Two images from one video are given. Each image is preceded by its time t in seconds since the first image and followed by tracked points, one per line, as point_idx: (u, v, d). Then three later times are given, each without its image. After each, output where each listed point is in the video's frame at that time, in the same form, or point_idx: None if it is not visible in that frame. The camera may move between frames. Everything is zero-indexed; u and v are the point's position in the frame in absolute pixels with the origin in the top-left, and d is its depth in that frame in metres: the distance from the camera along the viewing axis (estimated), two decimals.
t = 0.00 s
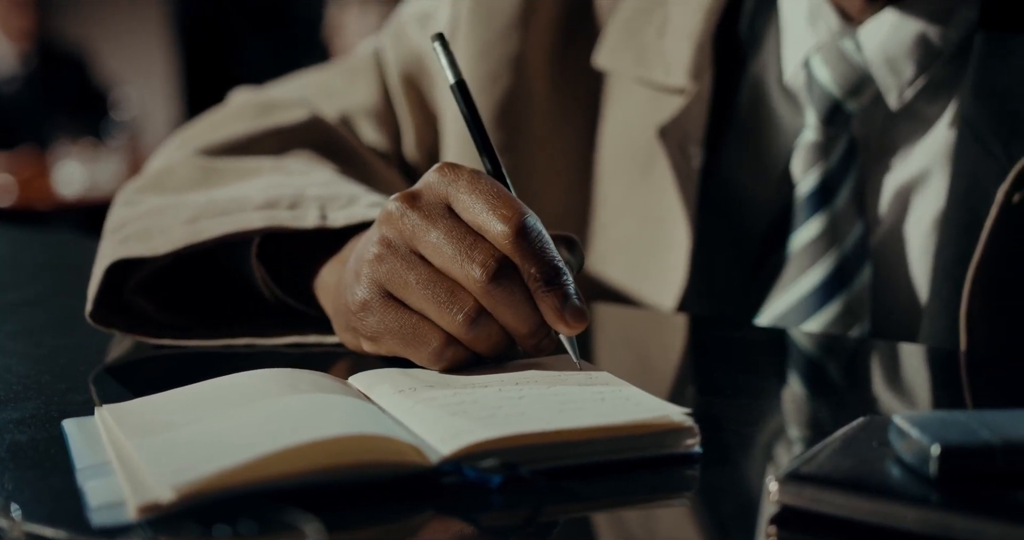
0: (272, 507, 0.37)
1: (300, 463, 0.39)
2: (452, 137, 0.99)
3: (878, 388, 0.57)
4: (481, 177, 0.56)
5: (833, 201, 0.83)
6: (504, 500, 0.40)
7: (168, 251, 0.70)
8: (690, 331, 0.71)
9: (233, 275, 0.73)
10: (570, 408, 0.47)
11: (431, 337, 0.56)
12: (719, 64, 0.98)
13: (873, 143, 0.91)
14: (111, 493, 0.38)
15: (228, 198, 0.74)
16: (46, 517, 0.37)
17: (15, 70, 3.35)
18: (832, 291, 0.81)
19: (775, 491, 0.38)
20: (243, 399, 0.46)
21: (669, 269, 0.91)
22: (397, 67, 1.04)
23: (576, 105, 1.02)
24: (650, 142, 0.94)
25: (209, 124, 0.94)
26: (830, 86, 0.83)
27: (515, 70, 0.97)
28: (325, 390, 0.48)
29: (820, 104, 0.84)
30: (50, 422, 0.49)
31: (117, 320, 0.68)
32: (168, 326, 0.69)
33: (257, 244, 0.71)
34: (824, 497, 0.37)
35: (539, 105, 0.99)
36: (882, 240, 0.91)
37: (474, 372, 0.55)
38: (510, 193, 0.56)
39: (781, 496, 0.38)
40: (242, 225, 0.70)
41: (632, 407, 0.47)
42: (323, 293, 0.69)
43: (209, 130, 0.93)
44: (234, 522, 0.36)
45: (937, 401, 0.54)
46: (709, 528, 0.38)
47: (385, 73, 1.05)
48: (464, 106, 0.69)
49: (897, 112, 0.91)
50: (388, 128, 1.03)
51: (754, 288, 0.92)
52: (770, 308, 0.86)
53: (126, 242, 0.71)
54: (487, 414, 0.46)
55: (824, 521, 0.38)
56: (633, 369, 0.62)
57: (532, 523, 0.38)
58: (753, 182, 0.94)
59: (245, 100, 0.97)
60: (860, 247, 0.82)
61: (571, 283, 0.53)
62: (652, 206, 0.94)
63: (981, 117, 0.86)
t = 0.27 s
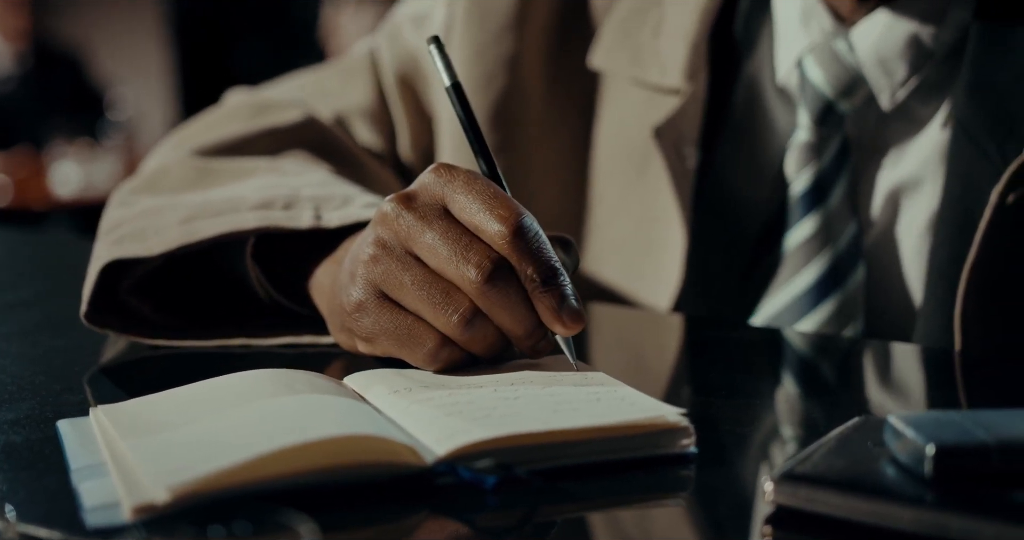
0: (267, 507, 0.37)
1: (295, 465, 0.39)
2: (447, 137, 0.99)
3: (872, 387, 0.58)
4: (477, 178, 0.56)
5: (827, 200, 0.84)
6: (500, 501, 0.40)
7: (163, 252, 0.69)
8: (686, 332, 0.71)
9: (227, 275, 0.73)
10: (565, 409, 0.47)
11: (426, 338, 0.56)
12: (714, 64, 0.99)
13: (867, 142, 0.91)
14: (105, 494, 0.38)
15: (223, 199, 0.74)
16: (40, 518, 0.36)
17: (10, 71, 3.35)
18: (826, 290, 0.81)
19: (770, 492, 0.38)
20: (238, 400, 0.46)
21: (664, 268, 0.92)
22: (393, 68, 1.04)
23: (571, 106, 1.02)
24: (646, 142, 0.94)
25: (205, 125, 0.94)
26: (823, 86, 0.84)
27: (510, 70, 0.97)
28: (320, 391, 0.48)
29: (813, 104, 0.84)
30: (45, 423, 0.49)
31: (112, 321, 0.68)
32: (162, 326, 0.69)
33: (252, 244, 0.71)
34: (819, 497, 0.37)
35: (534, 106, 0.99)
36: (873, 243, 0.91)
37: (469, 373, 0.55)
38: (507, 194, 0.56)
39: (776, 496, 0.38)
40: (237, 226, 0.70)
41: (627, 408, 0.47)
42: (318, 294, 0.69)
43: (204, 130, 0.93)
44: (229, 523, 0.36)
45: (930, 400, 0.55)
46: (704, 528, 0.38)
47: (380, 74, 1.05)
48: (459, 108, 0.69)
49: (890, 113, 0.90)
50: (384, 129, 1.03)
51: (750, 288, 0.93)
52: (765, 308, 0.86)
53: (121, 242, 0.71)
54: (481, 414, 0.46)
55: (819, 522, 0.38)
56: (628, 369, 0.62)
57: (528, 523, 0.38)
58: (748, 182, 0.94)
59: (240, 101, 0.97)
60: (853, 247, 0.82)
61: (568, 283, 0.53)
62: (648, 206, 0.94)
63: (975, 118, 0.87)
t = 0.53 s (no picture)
0: (262, 509, 0.37)
1: (290, 467, 0.39)
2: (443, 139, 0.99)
3: (865, 387, 0.58)
4: (474, 180, 0.57)
5: (820, 201, 0.83)
6: (495, 503, 0.40)
7: (158, 253, 0.69)
8: (681, 333, 0.72)
9: (222, 277, 0.73)
10: (560, 410, 0.47)
11: (422, 340, 0.56)
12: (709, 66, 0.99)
13: (858, 145, 0.93)
14: (100, 497, 0.38)
15: (219, 202, 0.74)
16: (34, 520, 0.36)
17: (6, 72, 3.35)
18: (820, 292, 0.81)
19: (766, 493, 0.38)
20: (233, 403, 0.46)
21: (660, 270, 0.92)
22: (388, 69, 1.04)
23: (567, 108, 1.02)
24: (641, 144, 0.94)
25: (200, 127, 0.94)
26: (816, 87, 0.84)
27: (506, 72, 0.97)
28: (315, 393, 0.48)
29: (806, 105, 0.84)
30: (40, 425, 0.49)
31: (109, 324, 0.67)
32: (158, 328, 0.69)
33: (247, 246, 0.71)
34: (815, 499, 0.37)
35: (530, 107, 0.99)
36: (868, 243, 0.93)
37: (464, 375, 0.55)
38: (503, 196, 0.56)
39: (772, 498, 0.38)
40: (232, 227, 0.70)
41: (622, 409, 0.47)
42: (313, 296, 0.69)
43: (199, 133, 0.93)
44: (223, 525, 0.36)
45: (923, 400, 0.55)
46: (700, 529, 0.38)
47: (376, 77, 1.05)
48: (454, 113, 0.69)
49: (882, 114, 0.92)
50: (380, 131, 1.03)
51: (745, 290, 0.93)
52: (758, 309, 0.86)
53: (116, 244, 0.71)
54: (476, 416, 0.46)
55: (814, 524, 0.38)
56: (623, 370, 0.62)
57: (523, 525, 0.38)
58: (744, 184, 0.94)
59: (235, 103, 0.97)
60: (847, 248, 0.82)
61: (566, 285, 0.53)
62: (643, 208, 0.95)
63: (969, 121, 0.87)
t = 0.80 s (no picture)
0: (257, 510, 0.37)
1: (285, 468, 0.39)
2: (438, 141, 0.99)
3: (859, 387, 0.58)
4: (468, 181, 0.57)
5: (814, 202, 0.84)
6: (490, 503, 0.40)
7: (153, 254, 0.69)
8: (676, 334, 0.72)
9: (218, 278, 0.73)
10: (555, 411, 0.47)
11: (417, 341, 0.56)
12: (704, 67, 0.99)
13: (852, 148, 0.93)
14: (95, 498, 0.38)
15: (214, 202, 0.74)
16: (29, 520, 0.36)
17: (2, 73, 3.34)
18: (814, 293, 0.81)
19: (761, 494, 0.38)
20: (227, 404, 0.46)
21: (656, 271, 0.92)
22: (384, 70, 1.04)
23: (562, 109, 1.02)
24: (636, 145, 0.95)
25: (196, 128, 0.94)
26: (809, 89, 0.84)
27: (501, 73, 0.97)
28: (310, 394, 0.48)
29: (800, 107, 0.85)
30: (35, 426, 0.49)
31: (103, 325, 0.68)
32: (152, 329, 0.69)
33: (242, 247, 0.71)
34: (810, 500, 0.37)
35: (526, 108, 0.99)
36: (863, 244, 0.93)
37: (459, 376, 0.55)
38: (498, 197, 0.56)
39: (768, 498, 0.38)
40: (227, 228, 0.70)
41: (617, 410, 0.47)
42: (308, 296, 0.69)
43: (195, 133, 0.93)
44: (218, 526, 0.36)
45: (917, 400, 0.55)
46: (695, 529, 0.38)
47: (371, 78, 1.05)
48: (448, 115, 0.69)
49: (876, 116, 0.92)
50: (375, 132, 1.03)
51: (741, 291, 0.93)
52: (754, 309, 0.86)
53: (111, 245, 0.71)
54: (471, 417, 0.46)
55: (809, 524, 0.38)
56: (618, 371, 0.62)
57: (518, 526, 0.38)
58: (739, 185, 0.94)
59: (231, 104, 0.97)
60: (841, 249, 0.82)
61: (562, 285, 0.53)
62: (639, 209, 0.95)
63: (963, 123, 0.86)
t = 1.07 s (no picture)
0: (253, 510, 0.37)
1: (282, 468, 0.39)
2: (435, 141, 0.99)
3: (855, 388, 0.58)
4: (465, 182, 0.57)
5: (809, 203, 0.84)
6: (486, 504, 0.40)
7: (149, 254, 0.69)
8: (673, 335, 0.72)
9: (214, 278, 0.73)
10: (552, 412, 0.47)
11: (414, 342, 0.56)
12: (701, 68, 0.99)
13: (847, 149, 0.92)
14: (91, 498, 0.38)
15: (210, 202, 0.74)
16: (24, 520, 0.36)
17: None
18: (810, 294, 0.82)
19: (757, 495, 0.38)
20: (224, 404, 0.46)
21: (652, 271, 0.92)
22: (381, 71, 1.04)
23: (560, 110, 1.02)
24: (633, 146, 0.95)
25: (193, 128, 0.94)
26: (804, 91, 0.85)
27: (498, 73, 0.97)
28: (306, 394, 0.48)
29: (795, 108, 0.85)
30: (31, 426, 0.48)
31: (99, 324, 0.68)
32: (148, 329, 0.69)
33: (238, 247, 0.71)
34: (805, 501, 0.37)
35: (523, 109, 0.99)
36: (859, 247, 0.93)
37: (456, 377, 0.55)
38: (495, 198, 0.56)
39: (763, 499, 0.38)
40: (224, 228, 0.70)
41: (614, 411, 0.47)
42: (305, 297, 0.69)
43: (192, 134, 0.93)
44: (214, 526, 0.36)
45: (913, 401, 0.55)
46: (691, 530, 0.38)
47: (368, 80, 1.05)
48: (445, 116, 0.69)
49: (870, 118, 0.91)
50: (372, 132, 1.03)
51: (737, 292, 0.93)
52: (750, 310, 0.86)
53: (108, 245, 0.71)
54: (468, 417, 0.46)
55: (804, 525, 0.38)
56: (614, 372, 0.62)
57: (515, 526, 0.38)
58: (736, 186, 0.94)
59: (228, 104, 0.97)
60: (837, 250, 0.83)
61: (559, 285, 0.53)
62: (636, 210, 0.95)
63: (959, 125, 0.87)
